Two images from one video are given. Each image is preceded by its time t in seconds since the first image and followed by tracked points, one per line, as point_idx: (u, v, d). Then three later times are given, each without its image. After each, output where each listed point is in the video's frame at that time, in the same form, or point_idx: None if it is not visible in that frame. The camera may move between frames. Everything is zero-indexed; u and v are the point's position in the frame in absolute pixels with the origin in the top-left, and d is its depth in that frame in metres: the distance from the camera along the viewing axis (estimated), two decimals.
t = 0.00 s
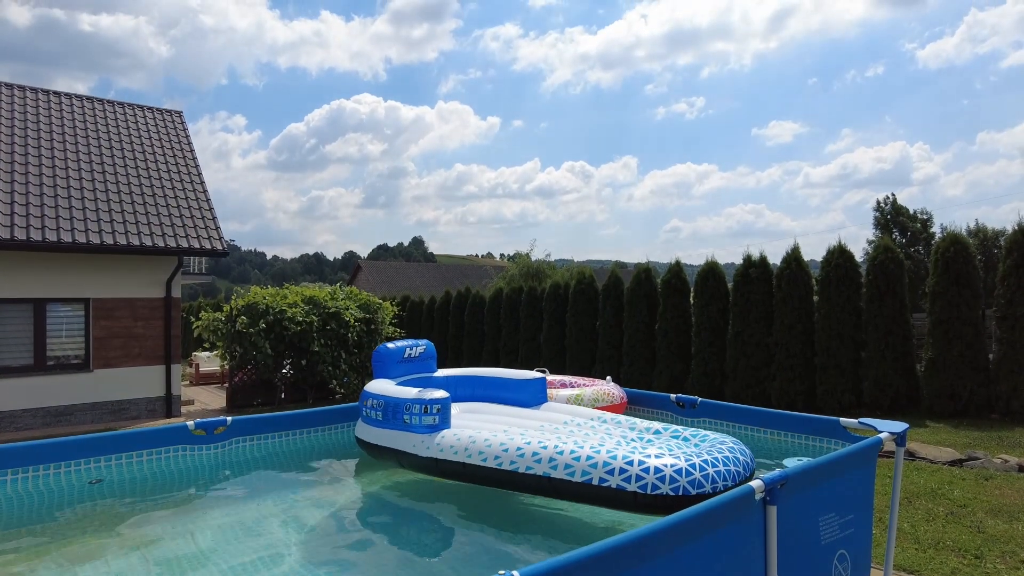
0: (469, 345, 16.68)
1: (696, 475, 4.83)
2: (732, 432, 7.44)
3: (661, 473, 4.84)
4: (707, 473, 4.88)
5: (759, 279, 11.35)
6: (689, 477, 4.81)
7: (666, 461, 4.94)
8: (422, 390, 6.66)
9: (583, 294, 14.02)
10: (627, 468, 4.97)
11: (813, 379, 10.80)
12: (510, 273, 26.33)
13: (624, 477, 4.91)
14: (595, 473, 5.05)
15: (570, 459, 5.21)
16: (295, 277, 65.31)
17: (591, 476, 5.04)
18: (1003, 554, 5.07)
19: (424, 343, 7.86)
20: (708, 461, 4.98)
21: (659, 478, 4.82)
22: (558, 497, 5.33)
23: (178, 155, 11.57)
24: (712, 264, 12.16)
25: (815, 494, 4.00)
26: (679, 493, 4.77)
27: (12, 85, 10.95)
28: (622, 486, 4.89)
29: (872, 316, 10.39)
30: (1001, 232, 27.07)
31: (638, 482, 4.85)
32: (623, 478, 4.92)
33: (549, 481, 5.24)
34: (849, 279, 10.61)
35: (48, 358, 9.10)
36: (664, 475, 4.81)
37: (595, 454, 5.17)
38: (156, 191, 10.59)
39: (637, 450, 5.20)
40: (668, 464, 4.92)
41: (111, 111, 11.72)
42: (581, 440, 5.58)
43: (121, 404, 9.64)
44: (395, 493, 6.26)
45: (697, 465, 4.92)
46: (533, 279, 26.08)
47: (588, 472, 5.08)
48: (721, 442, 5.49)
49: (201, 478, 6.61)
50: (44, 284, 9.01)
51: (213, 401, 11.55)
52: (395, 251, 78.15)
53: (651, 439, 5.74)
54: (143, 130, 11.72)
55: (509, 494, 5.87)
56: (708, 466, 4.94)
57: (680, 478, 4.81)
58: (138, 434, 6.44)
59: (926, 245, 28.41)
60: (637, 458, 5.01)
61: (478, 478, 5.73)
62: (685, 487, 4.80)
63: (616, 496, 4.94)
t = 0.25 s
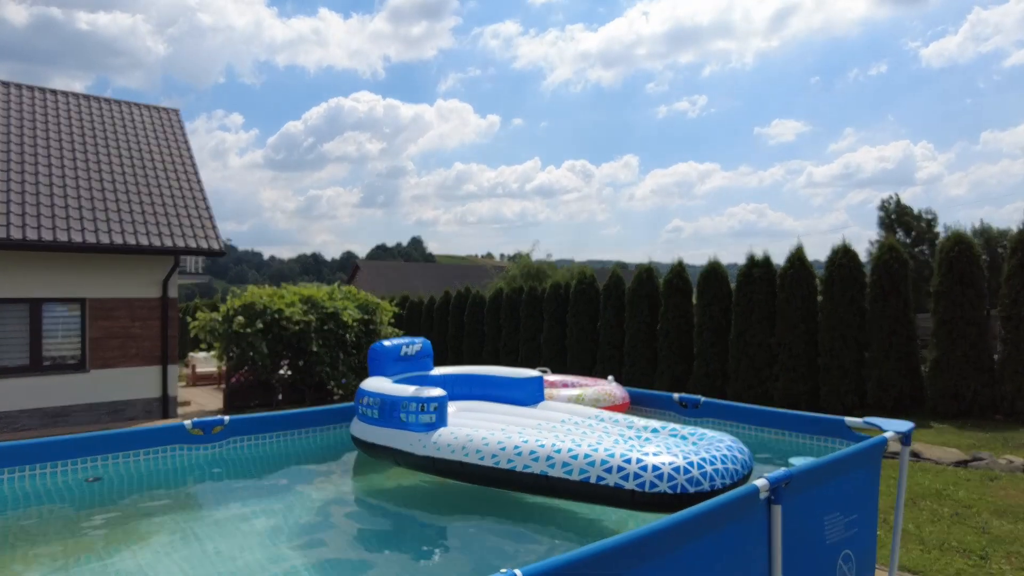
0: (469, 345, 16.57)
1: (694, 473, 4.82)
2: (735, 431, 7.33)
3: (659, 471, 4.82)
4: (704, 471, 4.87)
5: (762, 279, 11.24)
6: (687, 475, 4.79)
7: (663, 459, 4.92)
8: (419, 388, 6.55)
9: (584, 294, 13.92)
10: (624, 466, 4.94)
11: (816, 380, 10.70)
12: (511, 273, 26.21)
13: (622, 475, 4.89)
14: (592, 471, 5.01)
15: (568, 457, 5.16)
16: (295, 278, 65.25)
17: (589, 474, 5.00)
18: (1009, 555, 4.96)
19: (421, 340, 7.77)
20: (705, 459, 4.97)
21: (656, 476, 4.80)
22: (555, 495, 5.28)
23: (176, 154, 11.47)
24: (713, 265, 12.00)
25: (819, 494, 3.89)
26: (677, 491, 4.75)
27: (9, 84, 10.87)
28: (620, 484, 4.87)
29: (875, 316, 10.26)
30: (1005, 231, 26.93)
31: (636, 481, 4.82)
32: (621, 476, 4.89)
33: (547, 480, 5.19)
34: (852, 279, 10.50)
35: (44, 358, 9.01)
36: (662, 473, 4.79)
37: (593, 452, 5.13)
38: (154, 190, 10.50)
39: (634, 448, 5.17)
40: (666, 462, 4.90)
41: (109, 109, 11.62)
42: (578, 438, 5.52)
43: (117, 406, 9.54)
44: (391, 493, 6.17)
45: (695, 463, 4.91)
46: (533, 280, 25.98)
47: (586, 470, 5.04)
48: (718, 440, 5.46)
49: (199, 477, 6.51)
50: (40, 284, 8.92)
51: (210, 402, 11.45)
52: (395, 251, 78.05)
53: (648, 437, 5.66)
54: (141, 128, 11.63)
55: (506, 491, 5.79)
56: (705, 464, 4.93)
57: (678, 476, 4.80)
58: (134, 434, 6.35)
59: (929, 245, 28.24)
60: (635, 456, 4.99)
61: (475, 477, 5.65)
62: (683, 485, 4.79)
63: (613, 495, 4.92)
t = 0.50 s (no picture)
0: (469, 344, 16.42)
1: (691, 470, 4.74)
2: (738, 431, 7.17)
3: (656, 468, 4.73)
4: (701, 467, 4.78)
5: (767, 278, 11.08)
6: (684, 472, 4.71)
7: (660, 456, 4.83)
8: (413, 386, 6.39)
9: (584, 293, 13.76)
10: (621, 463, 4.84)
11: (821, 381, 10.53)
12: (512, 271, 26.04)
13: (618, 472, 4.80)
14: (588, 468, 4.91)
15: (564, 454, 5.05)
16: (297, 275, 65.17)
17: (585, 472, 4.91)
18: (1016, 556, 4.81)
19: (414, 338, 7.68)
20: (701, 455, 4.89)
21: (653, 473, 4.71)
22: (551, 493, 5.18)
23: (172, 150, 11.30)
24: (715, 265, 11.75)
25: (824, 494, 3.73)
26: (674, 488, 4.67)
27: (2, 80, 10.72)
28: (616, 482, 4.78)
29: (880, 314, 10.09)
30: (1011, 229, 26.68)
31: (633, 478, 4.74)
32: (617, 474, 4.80)
33: (542, 478, 5.08)
34: (857, 277, 10.32)
35: (38, 357, 8.87)
36: (659, 470, 4.70)
37: (589, 449, 5.02)
38: (149, 187, 10.33)
39: (630, 444, 5.07)
40: (662, 459, 4.81)
41: (103, 105, 11.45)
42: (573, 435, 5.40)
43: (112, 405, 9.40)
44: (384, 492, 6.02)
45: (691, 460, 4.82)
46: (534, 278, 25.82)
47: (582, 468, 4.94)
48: (715, 436, 5.36)
49: (191, 481, 6.37)
50: (32, 282, 8.78)
51: (206, 401, 11.31)
52: (396, 248, 77.89)
53: (644, 434, 5.52)
54: (136, 124, 11.46)
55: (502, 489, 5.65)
56: (702, 460, 4.85)
57: (675, 473, 4.71)
58: (127, 433, 6.08)
59: (934, 243, 27.98)
60: (631, 453, 4.89)
61: (469, 475, 5.52)
62: (680, 482, 4.71)
63: (609, 493, 4.83)
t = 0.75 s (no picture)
0: (469, 339, 16.41)
1: (684, 460, 4.74)
2: (739, 424, 7.17)
3: (648, 458, 4.74)
4: (694, 458, 4.78)
5: (768, 272, 11.05)
6: (677, 463, 4.71)
7: (653, 447, 4.83)
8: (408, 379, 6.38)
9: (584, 288, 13.74)
10: (614, 454, 4.85)
11: (822, 376, 10.52)
12: (511, 266, 26.02)
13: (612, 463, 4.81)
14: (582, 459, 4.92)
15: (558, 446, 5.06)
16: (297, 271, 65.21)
17: (578, 462, 4.92)
18: (1015, 548, 4.80)
19: (410, 331, 7.69)
20: (695, 446, 4.88)
21: (646, 464, 4.72)
22: (545, 483, 5.19)
23: (171, 145, 11.28)
24: (717, 259, 11.72)
25: (823, 487, 3.71)
26: (667, 479, 4.67)
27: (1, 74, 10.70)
28: (609, 472, 4.79)
29: (881, 309, 10.06)
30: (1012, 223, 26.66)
31: (626, 469, 4.75)
32: (611, 464, 4.81)
33: (537, 469, 5.09)
34: (858, 272, 10.29)
35: (37, 352, 8.87)
36: (652, 460, 4.71)
37: (583, 440, 5.02)
38: (148, 181, 10.32)
39: (624, 435, 5.08)
40: (655, 449, 4.81)
41: (103, 100, 11.44)
42: (568, 426, 5.40)
43: (111, 400, 9.41)
44: (380, 483, 6.01)
45: (685, 451, 4.82)
46: (534, 273, 25.82)
47: (575, 459, 4.95)
48: (709, 427, 5.35)
49: (192, 475, 6.40)
50: (31, 277, 8.77)
51: (206, 396, 11.33)
52: (397, 244, 77.93)
53: (638, 425, 5.51)
54: (135, 119, 11.44)
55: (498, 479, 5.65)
56: (695, 451, 4.85)
57: (668, 463, 4.71)
58: (127, 425, 6.10)
59: (935, 238, 27.95)
60: (624, 444, 4.89)
61: (463, 466, 5.53)
62: (672, 472, 4.71)
63: (602, 484, 4.84)
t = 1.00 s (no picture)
0: (469, 330, 16.43)
1: (677, 449, 4.77)
2: (738, 415, 7.20)
3: (642, 446, 4.76)
4: (688, 446, 4.80)
5: (768, 263, 11.05)
6: (670, 451, 4.73)
7: (647, 435, 4.86)
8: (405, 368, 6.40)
9: (585, 279, 13.74)
10: (608, 442, 4.88)
11: (822, 367, 10.53)
12: (511, 258, 26.01)
13: (606, 451, 4.83)
14: (577, 448, 4.94)
15: (553, 434, 5.08)
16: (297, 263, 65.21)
17: (573, 450, 4.94)
18: (1014, 538, 4.82)
19: (405, 323, 7.75)
20: (688, 435, 4.90)
21: (640, 451, 4.75)
22: (540, 472, 5.21)
23: (170, 136, 11.25)
24: (717, 250, 11.73)
25: (823, 476, 3.71)
26: (661, 467, 4.70)
27: None
28: (603, 460, 4.82)
29: (882, 301, 10.04)
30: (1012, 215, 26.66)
31: (620, 457, 4.77)
32: (605, 452, 4.83)
33: (532, 457, 5.12)
34: (858, 263, 10.29)
35: (38, 344, 8.88)
36: (645, 448, 4.73)
37: (578, 429, 5.04)
38: (147, 173, 10.29)
39: (618, 424, 5.10)
40: (649, 438, 4.83)
41: (101, 90, 11.40)
42: (562, 415, 5.42)
43: (111, 391, 9.41)
44: (377, 473, 6.03)
45: (678, 439, 4.85)
46: (534, 265, 25.82)
47: (570, 447, 4.97)
48: (703, 416, 5.37)
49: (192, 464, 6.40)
50: (31, 268, 8.76)
51: (207, 387, 11.35)
52: (396, 237, 77.91)
53: (632, 414, 5.52)
54: (134, 110, 11.40)
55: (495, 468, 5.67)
56: (689, 439, 4.87)
57: (661, 451, 4.74)
58: (130, 415, 6.09)
59: (936, 230, 27.92)
60: (619, 432, 4.92)
61: (460, 455, 5.55)
62: (666, 460, 4.74)
63: (597, 471, 4.87)
